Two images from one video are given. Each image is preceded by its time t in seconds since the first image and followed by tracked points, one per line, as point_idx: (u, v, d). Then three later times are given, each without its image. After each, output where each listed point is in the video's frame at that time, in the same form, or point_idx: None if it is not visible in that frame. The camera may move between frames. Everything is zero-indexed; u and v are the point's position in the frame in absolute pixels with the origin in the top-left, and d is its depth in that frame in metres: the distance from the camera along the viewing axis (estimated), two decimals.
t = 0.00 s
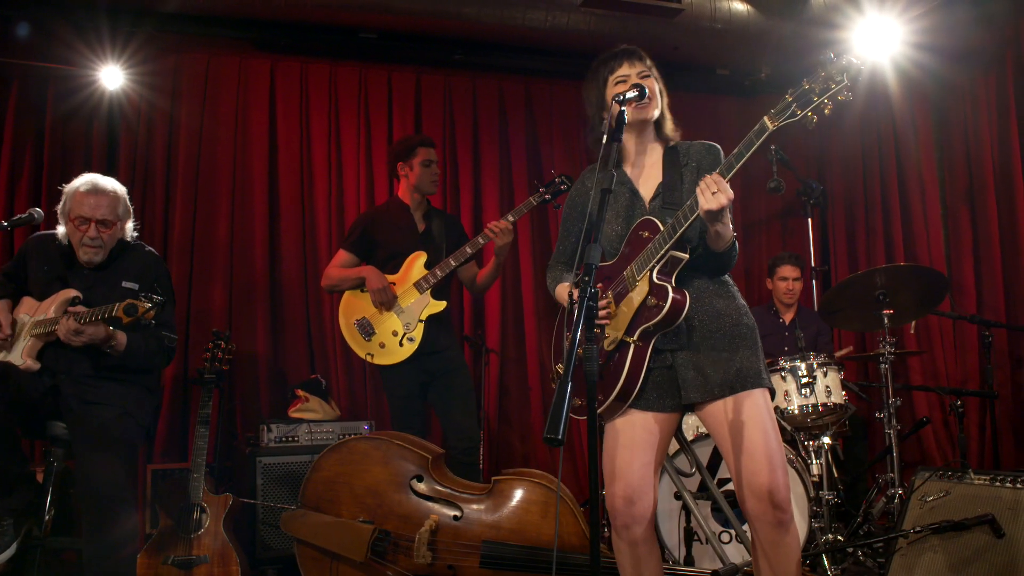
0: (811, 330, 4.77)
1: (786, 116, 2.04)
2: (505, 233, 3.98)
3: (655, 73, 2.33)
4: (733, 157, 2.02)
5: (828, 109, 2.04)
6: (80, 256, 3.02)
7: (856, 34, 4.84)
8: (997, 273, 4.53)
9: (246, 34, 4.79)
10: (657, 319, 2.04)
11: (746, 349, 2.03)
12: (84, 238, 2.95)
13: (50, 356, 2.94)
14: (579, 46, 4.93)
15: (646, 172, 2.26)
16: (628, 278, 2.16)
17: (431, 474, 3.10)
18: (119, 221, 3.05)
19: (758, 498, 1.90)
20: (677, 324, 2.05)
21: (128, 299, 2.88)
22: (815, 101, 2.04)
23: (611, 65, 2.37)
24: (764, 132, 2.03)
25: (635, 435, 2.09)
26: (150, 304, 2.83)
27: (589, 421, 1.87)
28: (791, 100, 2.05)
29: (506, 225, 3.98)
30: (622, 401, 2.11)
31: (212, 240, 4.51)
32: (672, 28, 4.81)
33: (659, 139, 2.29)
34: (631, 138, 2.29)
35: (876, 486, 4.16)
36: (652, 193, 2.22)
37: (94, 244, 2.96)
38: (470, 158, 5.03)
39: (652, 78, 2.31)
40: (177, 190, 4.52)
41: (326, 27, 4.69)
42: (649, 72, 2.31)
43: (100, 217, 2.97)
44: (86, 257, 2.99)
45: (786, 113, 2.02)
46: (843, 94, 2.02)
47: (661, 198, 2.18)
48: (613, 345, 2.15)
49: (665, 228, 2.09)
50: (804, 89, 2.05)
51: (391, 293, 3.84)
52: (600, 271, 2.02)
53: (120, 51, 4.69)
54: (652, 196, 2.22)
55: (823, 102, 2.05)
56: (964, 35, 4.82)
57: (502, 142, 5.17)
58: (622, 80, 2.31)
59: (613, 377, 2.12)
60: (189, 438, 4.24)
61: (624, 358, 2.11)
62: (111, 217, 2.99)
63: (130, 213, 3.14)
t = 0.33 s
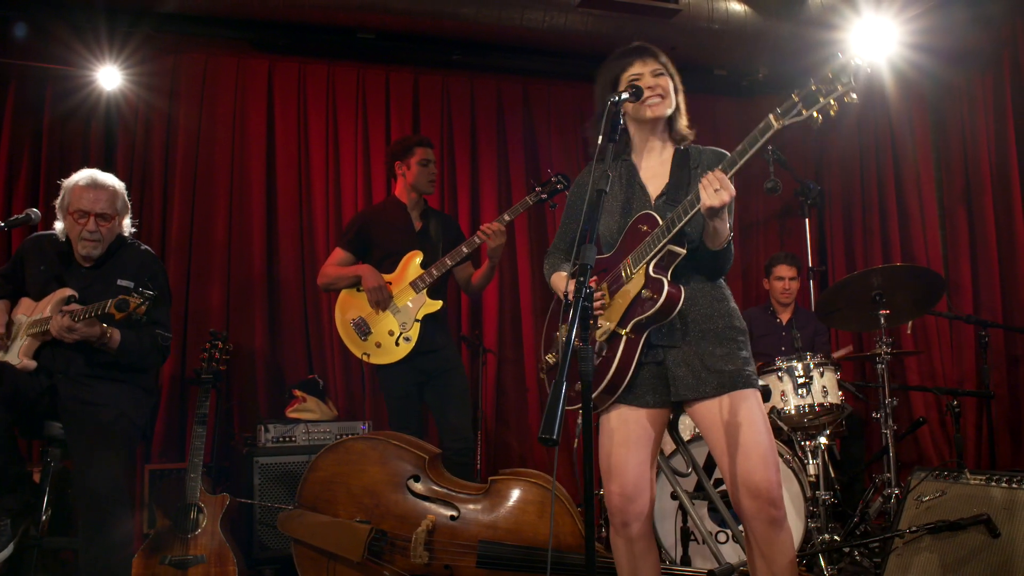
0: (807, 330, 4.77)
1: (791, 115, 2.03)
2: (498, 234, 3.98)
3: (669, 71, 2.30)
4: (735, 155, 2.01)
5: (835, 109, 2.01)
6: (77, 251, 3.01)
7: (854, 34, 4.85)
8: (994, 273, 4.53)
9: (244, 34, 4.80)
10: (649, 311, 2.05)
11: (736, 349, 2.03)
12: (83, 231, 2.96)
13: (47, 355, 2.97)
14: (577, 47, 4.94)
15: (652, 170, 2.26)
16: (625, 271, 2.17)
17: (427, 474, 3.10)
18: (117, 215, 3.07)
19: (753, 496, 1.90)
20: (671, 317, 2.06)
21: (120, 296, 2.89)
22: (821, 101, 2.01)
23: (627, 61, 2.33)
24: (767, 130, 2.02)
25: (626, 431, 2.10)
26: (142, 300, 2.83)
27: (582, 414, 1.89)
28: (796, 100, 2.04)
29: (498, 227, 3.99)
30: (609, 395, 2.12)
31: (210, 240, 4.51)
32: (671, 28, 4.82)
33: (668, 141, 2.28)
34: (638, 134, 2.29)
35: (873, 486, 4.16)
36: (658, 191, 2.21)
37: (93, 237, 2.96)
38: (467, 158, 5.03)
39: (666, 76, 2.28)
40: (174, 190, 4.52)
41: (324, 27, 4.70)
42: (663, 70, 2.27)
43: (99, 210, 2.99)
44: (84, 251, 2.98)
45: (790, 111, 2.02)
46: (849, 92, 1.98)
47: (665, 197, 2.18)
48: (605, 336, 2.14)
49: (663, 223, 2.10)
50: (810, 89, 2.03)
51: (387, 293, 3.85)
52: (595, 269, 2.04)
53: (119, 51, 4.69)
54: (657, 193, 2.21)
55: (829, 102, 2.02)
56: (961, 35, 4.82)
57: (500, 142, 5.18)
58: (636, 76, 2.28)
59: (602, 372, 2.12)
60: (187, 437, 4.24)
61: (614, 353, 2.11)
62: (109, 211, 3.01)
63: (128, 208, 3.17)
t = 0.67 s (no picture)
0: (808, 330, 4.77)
1: (818, 121, 2.07)
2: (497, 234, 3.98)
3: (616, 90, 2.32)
4: (760, 157, 2.03)
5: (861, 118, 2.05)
6: (78, 256, 3.02)
7: (853, 34, 4.85)
8: (994, 273, 4.52)
9: (243, 34, 4.80)
10: (669, 314, 2.06)
11: (746, 345, 2.02)
12: (82, 239, 2.96)
13: (47, 354, 2.98)
14: (576, 47, 4.94)
15: (648, 170, 2.26)
16: (639, 272, 2.17)
17: (428, 474, 3.10)
18: (116, 221, 3.06)
19: (758, 494, 1.91)
20: (689, 318, 2.06)
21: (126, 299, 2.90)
22: (848, 109, 2.05)
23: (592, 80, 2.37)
24: (794, 135, 2.05)
25: (638, 432, 2.10)
26: (150, 302, 2.84)
27: (583, 413, 1.89)
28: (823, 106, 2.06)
29: (497, 227, 3.98)
30: (625, 398, 2.12)
31: (210, 240, 4.51)
32: (671, 27, 4.81)
33: (656, 138, 2.29)
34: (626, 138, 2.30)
35: (873, 485, 4.16)
36: (659, 189, 2.21)
37: (92, 244, 2.97)
38: (467, 159, 5.03)
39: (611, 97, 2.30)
40: (174, 190, 4.52)
41: (323, 27, 4.70)
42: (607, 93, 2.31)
43: (97, 217, 2.97)
44: (84, 257, 2.99)
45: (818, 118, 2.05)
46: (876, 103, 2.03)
47: (672, 194, 2.17)
48: (622, 337, 2.15)
49: (679, 225, 2.08)
50: (838, 96, 2.06)
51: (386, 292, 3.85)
52: (596, 268, 2.04)
53: (118, 51, 4.69)
54: (658, 192, 2.21)
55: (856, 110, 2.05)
56: (962, 35, 4.82)
57: (500, 143, 5.18)
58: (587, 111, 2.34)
59: (620, 372, 2.12)
60: (187, 437, 4.24)
61: (632, 353, 2.12)
62: (107, 217, 2.99)
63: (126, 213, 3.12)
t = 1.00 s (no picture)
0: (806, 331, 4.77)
1: (814, 129, 2.07)
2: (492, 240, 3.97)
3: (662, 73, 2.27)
4: (756, 166, 2.04)
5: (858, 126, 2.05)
6: (76, 246, 3.02)
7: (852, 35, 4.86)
8: (992, 274, 4.52)
9: (242, 35, 4.79)
10: (662, 320, 2.05)
11: (748, 348, 2.03)
12: (81, 225, 2.97)
13: (45, 355, 2.98)
14: (576, 47, 4.95)
15: (657, 170, 2.25)
16: (636, 275, 2.17)
17: (426, 474, 3.10)
18: (116, 210, 3.08)
19: (756, 496, 1.91)
20: (684, 325, 2.06)
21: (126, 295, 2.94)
22: (844, 118, 2.06)
23: (630, 59, 2.30)
24: (790, 144, 2.06)
25: (635, 434, 2.10)
26: (149, 299, 2.89)
27: (582, 414, 1.89)
28: (821, 114, 2.07)
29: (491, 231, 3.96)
30: (621, 397, 2.11)
31: (208, 240, 4.51)
32: (670, 28, 4.82)
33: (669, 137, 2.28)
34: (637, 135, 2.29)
35: (871, 486, 4.16)
36: (663, 191, 2.21)
37: (91, 231, 2.97)
38: (465, 160, 5.03)
39: (658, 78, 2.25)
40: (172, 190, 4.51)
41: (322, 27, 4.70)
42: (655, 74, 2.25)
43: (97, 204, 3.00)
44: (83, 245, 2.98)
45: (815, 127, 2.05)
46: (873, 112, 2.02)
47: (675, 197, 2.17)
48: (616, 341, 2.15)
49: (676, 229, 2.09)
50: (835, 104, 2.06)
51: (385, 292, 3.85)
52: (595, 269, 2.04)
53: (116, 50, 4.68)
54: (663, 194, 2.21)
55: (853, 118, 2.06)
56: (961, 37, 4.82)
57: (499, 143, 5.18)
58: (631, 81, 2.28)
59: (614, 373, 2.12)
60: (184, 437, 4.24)
61: (625, 357, 2.12)
62: (107, 205, 3.02)
63: (126, 205, 3.16)
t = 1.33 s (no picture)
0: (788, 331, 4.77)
1: (789, 105, 2.06)
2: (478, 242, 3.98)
3: (632, 66, 2.33)
4: (733, 145, 2.03)
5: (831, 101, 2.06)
6: (58, 249, 2.98)
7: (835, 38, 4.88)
8: (972, 276, 4.56)
9: (224, 32, 4.75)
10: (650, 308, 2.04)
11: (729, 343, 2.03)
12: (65, 229, 2.92)
13: (23, 354, 2.91)
14: (560, 48, 4.95)
15: (630, 157, 2.27)
16: (619, 267, 2.17)
17: (408, 475, 3.09)
18: (98, 211, 3.04)
19: (736, 497, 1.91)
20: (670, 312, 2.04)
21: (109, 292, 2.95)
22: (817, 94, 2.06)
23: (594, 55, 2.36)
24: (766, 121, 2.05)
25: (622, 433, 2.10)
26: (136, 293, 2.89)
27: (570, 414, 1.89)
28: (792, 91, 2.07)
29: (478, 233, 3.99)
30: (610, 392, 2.11)
31: (190, 239, 4.47)
32: (654, 30, 4.83)
33: (641, 125, 2.30)
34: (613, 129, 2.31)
35: (852, 487, 4.18)
36: (638, 177, 2.23)
37: (75, 234, 2.94)
38: (449, 160, 5.03)
39: (627, 72, 2.31)
40: (153, 188, 4.47)
41: (305, 26, 4.67)
42: (624, 66, 2.31)
43: (79, 206, 2.95)
44: (67, 249, 2.96)
45: (789, 102, 2.05)
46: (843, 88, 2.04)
47: (650, 183, 2.19)
48: (604, 333, 2.15)
49: (656, 218, 2.09)
50: (806, 80, 2.07)
51: (368, 291, 3.83)
52: (583, 267, 2.04)
53: (97, 47, 4.63)
54: (637, 181, 2.22)
55: (825, 94, 2.07)
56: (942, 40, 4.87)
57: (483, 143, 5.18)
58: (596, 73, 2.32)
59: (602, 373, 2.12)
60: (165, 438, 4.20)
61: (614, 353, 2.11)
62: (90, 206, 2.97)
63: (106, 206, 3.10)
